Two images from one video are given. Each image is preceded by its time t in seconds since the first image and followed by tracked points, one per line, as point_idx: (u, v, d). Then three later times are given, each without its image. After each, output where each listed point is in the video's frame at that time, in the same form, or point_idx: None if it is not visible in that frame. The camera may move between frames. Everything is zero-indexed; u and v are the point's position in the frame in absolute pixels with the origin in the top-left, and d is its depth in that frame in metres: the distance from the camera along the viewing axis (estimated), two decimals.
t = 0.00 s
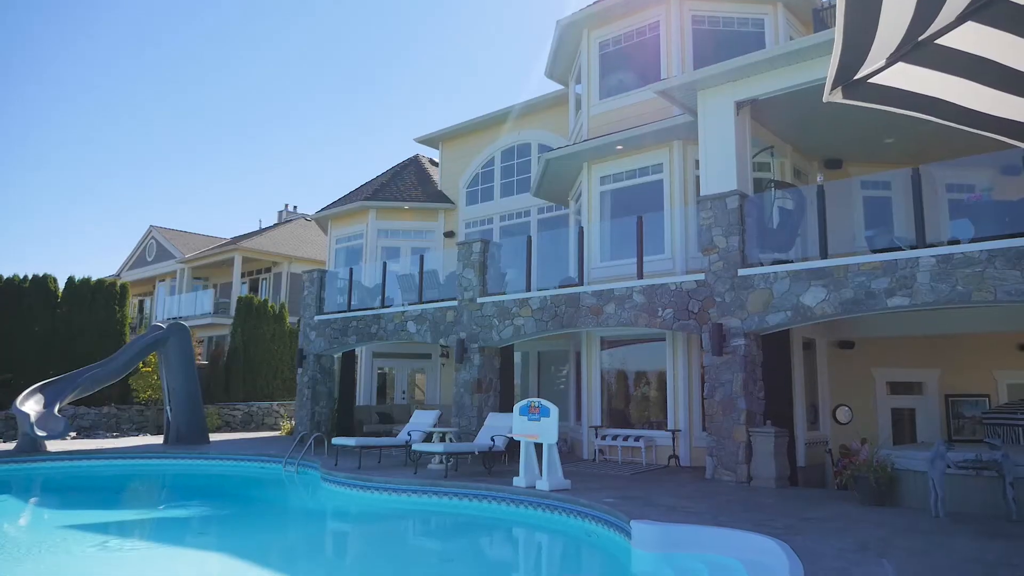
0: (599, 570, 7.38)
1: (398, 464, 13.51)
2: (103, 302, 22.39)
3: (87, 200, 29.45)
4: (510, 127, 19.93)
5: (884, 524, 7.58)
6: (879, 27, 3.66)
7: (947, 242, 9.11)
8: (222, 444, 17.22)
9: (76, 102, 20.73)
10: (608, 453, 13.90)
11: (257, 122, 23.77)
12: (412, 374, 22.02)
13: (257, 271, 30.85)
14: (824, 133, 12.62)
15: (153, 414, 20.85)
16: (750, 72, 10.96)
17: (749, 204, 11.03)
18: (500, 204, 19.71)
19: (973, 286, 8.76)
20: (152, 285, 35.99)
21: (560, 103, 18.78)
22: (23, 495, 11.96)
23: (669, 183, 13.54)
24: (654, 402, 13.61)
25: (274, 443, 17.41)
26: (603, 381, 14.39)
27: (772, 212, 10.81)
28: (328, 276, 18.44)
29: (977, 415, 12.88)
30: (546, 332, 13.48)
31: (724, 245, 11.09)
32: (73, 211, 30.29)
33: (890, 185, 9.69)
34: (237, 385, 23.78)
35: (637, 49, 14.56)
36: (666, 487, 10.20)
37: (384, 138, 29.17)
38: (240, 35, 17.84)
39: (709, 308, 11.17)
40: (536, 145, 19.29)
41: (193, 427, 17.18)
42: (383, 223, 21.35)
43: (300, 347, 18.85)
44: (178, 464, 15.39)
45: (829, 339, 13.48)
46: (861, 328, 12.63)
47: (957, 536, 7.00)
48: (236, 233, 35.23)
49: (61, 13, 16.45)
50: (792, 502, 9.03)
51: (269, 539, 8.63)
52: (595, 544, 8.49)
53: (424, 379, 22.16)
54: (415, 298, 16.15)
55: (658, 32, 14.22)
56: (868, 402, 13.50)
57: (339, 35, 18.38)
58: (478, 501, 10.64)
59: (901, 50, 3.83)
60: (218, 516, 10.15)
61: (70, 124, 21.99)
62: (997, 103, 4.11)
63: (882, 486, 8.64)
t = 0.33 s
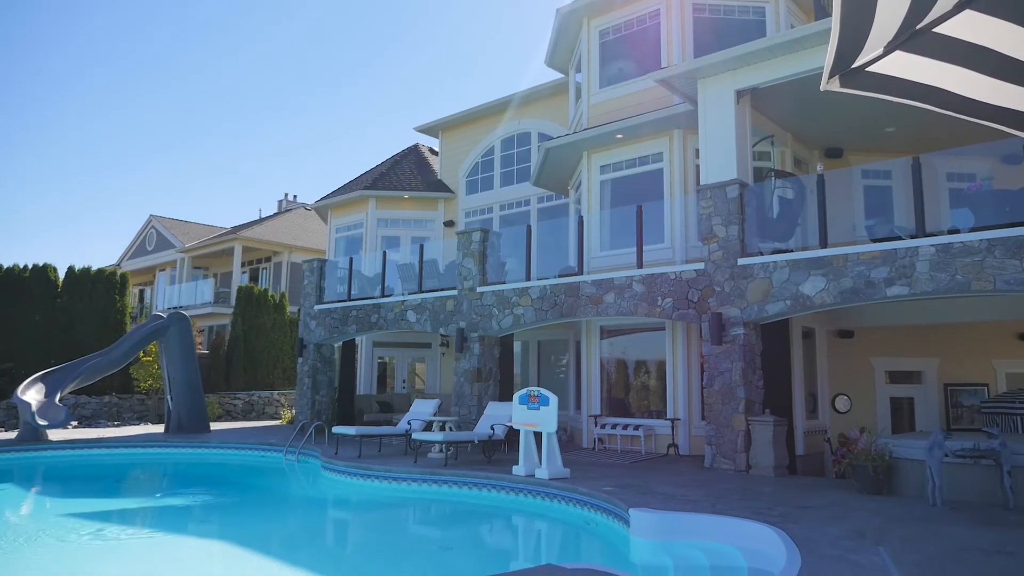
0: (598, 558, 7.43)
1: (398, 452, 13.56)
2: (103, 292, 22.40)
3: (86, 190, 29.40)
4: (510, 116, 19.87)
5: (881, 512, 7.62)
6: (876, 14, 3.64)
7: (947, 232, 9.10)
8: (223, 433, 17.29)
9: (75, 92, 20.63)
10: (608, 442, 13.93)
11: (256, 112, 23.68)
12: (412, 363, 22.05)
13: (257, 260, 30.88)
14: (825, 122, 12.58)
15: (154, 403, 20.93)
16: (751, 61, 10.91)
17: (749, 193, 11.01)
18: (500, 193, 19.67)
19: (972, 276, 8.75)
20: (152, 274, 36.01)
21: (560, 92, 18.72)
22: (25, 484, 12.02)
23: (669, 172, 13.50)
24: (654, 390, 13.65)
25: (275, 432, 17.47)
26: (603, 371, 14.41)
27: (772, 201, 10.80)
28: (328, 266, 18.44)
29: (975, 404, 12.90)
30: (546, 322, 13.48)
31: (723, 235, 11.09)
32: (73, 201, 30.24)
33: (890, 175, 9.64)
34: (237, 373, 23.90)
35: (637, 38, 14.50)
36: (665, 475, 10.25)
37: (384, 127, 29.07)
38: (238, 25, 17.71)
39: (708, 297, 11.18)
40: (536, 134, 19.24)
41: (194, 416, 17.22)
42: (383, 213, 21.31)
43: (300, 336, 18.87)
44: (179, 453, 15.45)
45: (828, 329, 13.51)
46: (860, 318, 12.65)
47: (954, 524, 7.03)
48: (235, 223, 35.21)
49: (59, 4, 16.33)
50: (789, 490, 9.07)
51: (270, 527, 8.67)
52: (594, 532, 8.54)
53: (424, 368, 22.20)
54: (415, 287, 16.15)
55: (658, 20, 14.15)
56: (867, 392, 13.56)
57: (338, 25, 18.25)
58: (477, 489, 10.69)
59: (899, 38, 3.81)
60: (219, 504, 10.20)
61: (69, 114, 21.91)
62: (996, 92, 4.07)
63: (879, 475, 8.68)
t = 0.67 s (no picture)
0: (596, 545, 7.46)
1: (397, 441, 13.60)
2: (102, 281, 22.39)
3: (85, 180, 29.31)
4: (510, 105, 19.79)
5: (878, 500, 7.66)
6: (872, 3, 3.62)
7: (947, 221, 9.09)
8: (223, 422, 17.34)
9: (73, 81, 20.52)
10: (606, 430, 13.98)
11: (255, 102, 23.57)
12: (412, 352, 22.08)
13: (256, 249, 30.85)
14: (824, 110, 12.52)
15: (154, 392, 20.97)
16: (751, 49, 10.85)
17: (749, 182, 10.99)
18: (500, 181, 19.62)
19: (970, 265, 8.75)
20: (151, 263, 35.99)
21: (560, 80, 18.63)
22: (25, 472, 12.05)
23: (669, 161, 13.46)
24: (653, 379, 13.69)
25: (275, 421, 17.52)
26: (602, 359, 14.42)
27: (772, 189, 10.76)
28: (327, 255, 18.42)
29: (974, 393, 13.11)
30: (545, 311, 13.48)
31: (722, 223, 11.09)
32: (71, 191, 30.17)
33: (890, 164, 9.61)
34: (237, 362, 23.90)
35: (637, 26, 14.41)
36: (663, 464, 10.28)
37: (383, 116, 28.96)
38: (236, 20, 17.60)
39: (706, 286, 11.20)
40: (536, 123, 19.17)
41: (194, 404, 17.26)
42: (383, 202, 21.27)
43: (300, 325, 18.86)
44: (179, 441, 15.49)
45: (827, 318, 13.54)
46: (859, 307, 12.65)
47: (949, 512, 7.07)
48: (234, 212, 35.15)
49: None
50: (787, 478, 9.10)
51: (271, 515, 8.72)
52: (592, 520, 8.59)
53: (424, 357, 22.24)
54: (414, 276, 16.15)
55: (659, 8, 14.05)
56: (865, 381, 13.52)
57: (336, 18, 18.08)
58: (476, 478, 10.73)
59: (896, 26, 3.79)
60: (220, 492, 10.25)
61: (67, 105, 21.80)
62: (994, 80, 4.04)
63: (876, 463, 8.72)
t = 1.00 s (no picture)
0: (593, 531, 7.53)
1: (396, 427, 13.66)
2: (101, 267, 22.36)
3: (82, 166, 29.19)
4: (509, 91, 19.70)
5: (873, 486, 7.71)
6: None
7: (945, 208, 9.07)
8: (223, 408, 17.40)
9: (70, 67, 20.42)
10: (604, 417, 14.05)
11: (253, 87, 23.45)
12: (411, 339, 22.11)
13: (255, 236, 30.83)
14: (824, 96, 12.45)
15: (154, 378, 21.01)
16: (750, 35, 10.79)
17: (747, 169, 10.97)
18: (498, 168, 19.55)
19: (968, 253, 8.76)
20: (150, 250, 35.92)
21: (560, 66, 18.53)
22: (26, 458, 12.10)
23: (668, 147, 13.43)
24: (651, 366, 13.74)
25: (274, 407, 17.58)
26: (601, 346, 14.42)
27: (771, 176, 10.74)
28: (325, 242, 18.41)
29: (970, 380, 13.17)
30: (543, 298, 13.49)
31: (721, 210, 11.08)
32: (69, 177, 30.08)
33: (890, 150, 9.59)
34: (237, 349, 23.88)
35: (636, 12, 14.31)
36: (660, 450, 10.33)
37: (381, 102, 28.83)
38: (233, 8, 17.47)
39: (704, 274, 11.21)
40: (535, 109, 19.07)
41: (194, 390, 17.32)
42: (381, 188, 21.22)
43: (299, 312, 18.84)
44: (179, 427, 15.54)
45: (825, 305, 13.55)
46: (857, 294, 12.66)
47: (944, 497, 7.13)
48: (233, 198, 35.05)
49: None
50: (783, 464, 9.17)
51: (271, 500, 8.78)
52: (590, 506, 8.65)
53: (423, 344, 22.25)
54: (413, 263, 16.14)
55: None
56: (862, 368, 13.54)
57: (334, 7, 17.97)
58: (475, 464, 10.78)
59: (892, 11, 3.78)
60: (220, 478, 10.31)
61: (64, 91, 21.69)
62: (989, 66, 4.03)
63: (872, 450, 8.77)
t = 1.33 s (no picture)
0: (592, 518, 7.57)
1: (395, 415, 13.69)
2: (100, 256, 22.33)
3: (80, 155, 29.08)
4: (509, 78, 19.60)
5: (870, 473, 7.74)
6: None
7: (945, 197, 9.04)
8: (223, 397, 17.43)
9: (67, 57, 20.30)
10: (603, 404, 14.10)
11: (251, 74, 23.34)
12: (410, 328, 22.12)
13: (254, 225, 30.80)
14: (824, 85, 12.39)
15: (154, 367, 21.06)
16: (750, 22, 10.72)
17: (746, 157, 10.94)
18: (498, 156, 19.48)
19: (967, 241, 8.74)
20: (149, 239, 35.89)
21: (560, 53, 18.42)
22: (26, 446, 12.14)
23: (667, 135, 13.38)
24: (650, 354, 13.77)
25: (274, 396, 17.61)
26: (600, 334, 14.44)
27: (770, 164, 10.71)
28: (325, 231, 18.38)
29: (969, 368, 13.19)
30: (543, 286, 13.48)
31: (721, 199, 11.05)
32: (68, 166, 30.00)
33: (890, 138, 9.55)
34: (237, 337, 23.91)
35: None
36: (659, 438, 10.36)
37: (380, 90, 28.70)
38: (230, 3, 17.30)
39: (703, 262, 11.20)
40: (535, 97, 18.98)
41: (194, 379, 17.35)
42: (380, 176, 21.16)
43: (298, 300, 18.82)
44: (179, 416, 15.58)
45: (824, 293, 13.54)
46: (857, 282, 12.64)
47: (940, 485, 7.15)
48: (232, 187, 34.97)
49: None
50: (781, 452, 9.20)
51: (271, 488, 8.83)
52: (589, 494, 8.69)
53: (422, 333, 22.27)
54: (412, 252, 16.12)
55: None
56: (860, 356, 13.54)
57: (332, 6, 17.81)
58: (474, 451, 10.82)
59: None
60: (220, 466, 10.36)
61: (63, 81, 21.61)
62: (984, 54, 4.00)
63: (870, 437, 8.79)
